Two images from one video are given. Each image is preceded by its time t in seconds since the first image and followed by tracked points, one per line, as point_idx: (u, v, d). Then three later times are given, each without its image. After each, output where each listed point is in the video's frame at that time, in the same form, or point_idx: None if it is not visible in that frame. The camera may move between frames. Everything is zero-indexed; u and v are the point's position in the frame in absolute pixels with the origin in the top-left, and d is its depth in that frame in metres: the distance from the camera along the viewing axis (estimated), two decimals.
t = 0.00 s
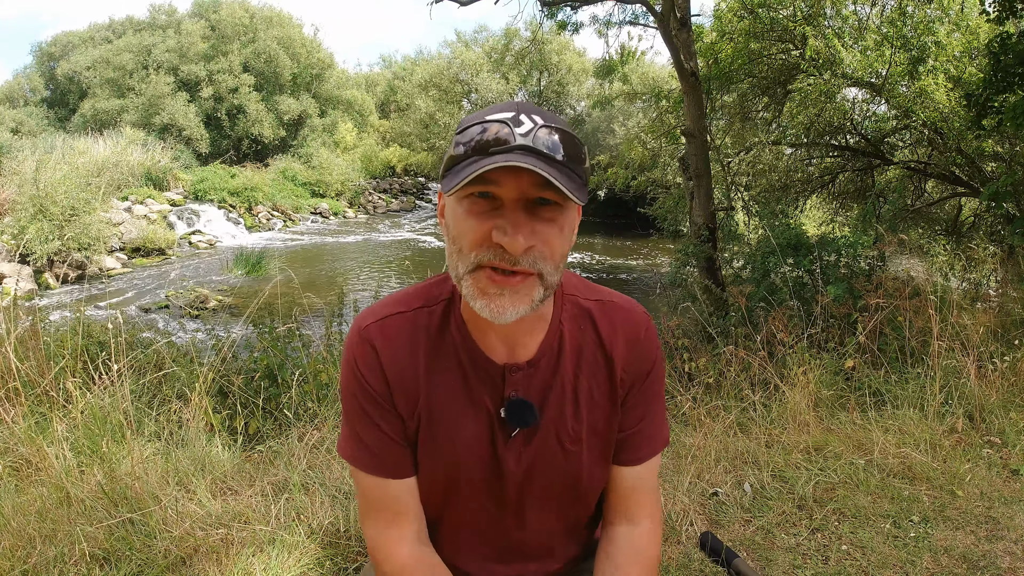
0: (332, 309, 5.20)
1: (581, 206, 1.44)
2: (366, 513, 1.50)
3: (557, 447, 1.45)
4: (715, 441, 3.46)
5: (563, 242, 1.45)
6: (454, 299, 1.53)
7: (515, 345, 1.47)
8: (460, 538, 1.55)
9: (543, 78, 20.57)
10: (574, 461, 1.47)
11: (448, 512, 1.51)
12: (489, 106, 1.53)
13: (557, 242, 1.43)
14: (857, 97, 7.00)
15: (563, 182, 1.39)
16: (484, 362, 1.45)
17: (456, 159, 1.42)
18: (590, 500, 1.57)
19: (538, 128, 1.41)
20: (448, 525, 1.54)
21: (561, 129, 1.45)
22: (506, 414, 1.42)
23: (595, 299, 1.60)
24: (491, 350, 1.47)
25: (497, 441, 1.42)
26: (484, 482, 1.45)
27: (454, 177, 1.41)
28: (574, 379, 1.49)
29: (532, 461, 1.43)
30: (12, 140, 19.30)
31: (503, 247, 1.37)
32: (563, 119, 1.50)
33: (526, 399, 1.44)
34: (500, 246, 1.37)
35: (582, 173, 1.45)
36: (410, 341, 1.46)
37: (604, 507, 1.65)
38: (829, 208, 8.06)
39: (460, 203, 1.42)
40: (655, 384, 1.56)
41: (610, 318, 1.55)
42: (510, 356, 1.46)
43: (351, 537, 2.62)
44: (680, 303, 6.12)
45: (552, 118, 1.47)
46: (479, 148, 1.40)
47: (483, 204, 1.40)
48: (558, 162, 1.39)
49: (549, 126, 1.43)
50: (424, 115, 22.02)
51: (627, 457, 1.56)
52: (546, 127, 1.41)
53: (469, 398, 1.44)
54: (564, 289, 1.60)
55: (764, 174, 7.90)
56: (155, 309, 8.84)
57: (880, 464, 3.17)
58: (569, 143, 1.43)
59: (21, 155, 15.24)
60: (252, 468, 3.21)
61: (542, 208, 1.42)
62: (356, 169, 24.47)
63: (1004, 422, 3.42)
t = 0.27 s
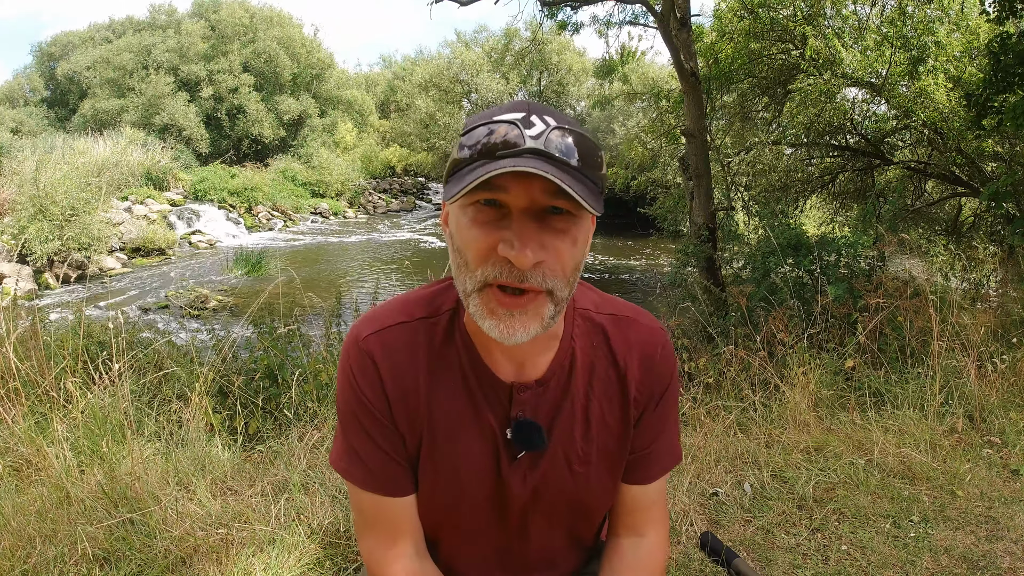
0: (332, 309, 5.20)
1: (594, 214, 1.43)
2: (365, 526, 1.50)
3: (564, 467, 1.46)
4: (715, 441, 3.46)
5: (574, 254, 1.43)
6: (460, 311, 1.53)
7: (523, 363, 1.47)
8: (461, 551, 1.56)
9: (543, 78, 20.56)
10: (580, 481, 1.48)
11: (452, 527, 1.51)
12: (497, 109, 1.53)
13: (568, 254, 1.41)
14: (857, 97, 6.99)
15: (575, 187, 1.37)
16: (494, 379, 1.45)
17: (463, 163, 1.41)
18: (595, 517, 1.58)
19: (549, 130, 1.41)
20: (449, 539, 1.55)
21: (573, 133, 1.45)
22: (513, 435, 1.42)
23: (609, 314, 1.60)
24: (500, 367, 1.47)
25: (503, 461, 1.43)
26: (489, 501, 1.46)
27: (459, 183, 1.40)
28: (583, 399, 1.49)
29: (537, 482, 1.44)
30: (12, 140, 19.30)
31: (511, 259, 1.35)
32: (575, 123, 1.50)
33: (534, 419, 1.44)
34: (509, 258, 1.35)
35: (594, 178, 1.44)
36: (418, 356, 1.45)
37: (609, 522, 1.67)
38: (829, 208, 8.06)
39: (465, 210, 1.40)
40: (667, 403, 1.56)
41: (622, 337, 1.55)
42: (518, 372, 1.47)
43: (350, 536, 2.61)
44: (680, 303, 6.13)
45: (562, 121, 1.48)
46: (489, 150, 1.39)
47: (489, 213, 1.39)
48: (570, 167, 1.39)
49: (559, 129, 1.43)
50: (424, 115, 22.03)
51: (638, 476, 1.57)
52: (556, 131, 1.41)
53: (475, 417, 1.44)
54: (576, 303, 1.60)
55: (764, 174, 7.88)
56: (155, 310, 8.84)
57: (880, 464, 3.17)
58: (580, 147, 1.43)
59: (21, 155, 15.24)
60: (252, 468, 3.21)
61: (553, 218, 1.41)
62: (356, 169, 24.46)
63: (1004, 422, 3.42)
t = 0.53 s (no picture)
0: (332, 309, 5.20)
1: (602, 223, 1.43)
2: (365, 529, 1.50)
3: (566, 474, 1.46)
4: (715, 440, 3.46)
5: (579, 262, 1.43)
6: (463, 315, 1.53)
7: (526, 370, 1.47)
8: (461, 555, 1.56)
9: (543, 78, 20.56)
10: (583, 488, 1.48)
11: (452, 530, 1.51)
12: (502, 110, 1.54)
13: (574, 262, 1.41)
14: (857, 97, 6.97)
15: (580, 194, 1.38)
16: (498, 384, 1.45)
17: (467, 168, 1.41)
18: (597, 522, 1.58)
19: (555, 135, 1.42)
20: (449, 542, 1.55)
21: (580, 137, 1.46)
22: (515, 442, 1.42)
23: (614, 320, 1.60)
24: (504, 372, 1.47)
25: (505, 468, 1.42)
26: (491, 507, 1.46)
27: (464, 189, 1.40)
28: (586, 406, 1.49)
29: (540, 489, 1.44)
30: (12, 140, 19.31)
31: (515, 267, 1.34)
32: (581, 128, 1.51)
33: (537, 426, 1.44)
34: (513, 265, 1.34)
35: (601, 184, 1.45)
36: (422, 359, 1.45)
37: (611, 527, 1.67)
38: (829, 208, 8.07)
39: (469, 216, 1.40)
40: (672, 411, 1.56)
41: (628, 344, 1.55)
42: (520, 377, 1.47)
43: (350, 536, 2.61)
44: (680, 303, 6.13)
45: (568, 124, 1.48)
46: (494, 155, 1.39)
47: (493, 219, 1.39)
48: (576, 173, 1.39)
49: (565, 134, 1.43)
50: (424, 115, 22.03)
51: (641, 483, 1.57)
52: (561, 137, 1.42)
53: (478, 423, 1.44)
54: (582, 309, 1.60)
55: (764, 174, 7.85)
56: (155, 310, 8.84)
57: (880, 464, 3.17)
58: (587, 153, 1.43)
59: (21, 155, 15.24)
60: (252, 468, 3.21)
61: (559, 225, 1.41)
62: (356, 169, 24.46)
63: (1004, 422, 3.42)
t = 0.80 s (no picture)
0: (332, 309, 5.20)
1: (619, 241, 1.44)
2: (365, 528, 1.50)
3: (565, 472, 1.46)
4: (714, 440, 3.46)
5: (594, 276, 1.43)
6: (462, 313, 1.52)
7: (525, 370, 1.46)
8: (460, 553, 1.56)
9: (543, 78, 20.54)
10: (581, 486, 1.48)
11: (453, 529, 1.51)
12: (509, 110, 1.44)
13: (589, 275, 1.41)
14: (857, 97, 6.95)
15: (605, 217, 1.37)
16: (497, 383, 1.45)
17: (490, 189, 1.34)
18: (596, 521, 1.58)
19: (576, 153, 1.38)
20: (448, 541, 1.54)
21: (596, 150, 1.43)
22: (514, 439, 1.42)
23: (611, 318, 1.60)
24: (503, 371, 1.47)
25: (504, 465, 1.42)
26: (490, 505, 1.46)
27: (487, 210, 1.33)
28: (585, 404, 1.49)
29: (538, 487, 1.44)
30: (12, 140, 19.31)
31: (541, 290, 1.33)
32: (589, 135, 1.47)
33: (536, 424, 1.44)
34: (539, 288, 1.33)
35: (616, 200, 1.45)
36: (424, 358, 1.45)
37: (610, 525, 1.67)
38: (829, 208, 8.08)
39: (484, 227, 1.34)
40: (669, 409, 1.56)
41: (625, 342, 1.55)
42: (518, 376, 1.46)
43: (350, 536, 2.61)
44: (680, 303, 6.13)
45: (581, 133, 1.44)
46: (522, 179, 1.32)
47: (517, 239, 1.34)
48: (599, 194, 1.38)
49: (584, 150, 1.40)
50: (424, 115, 22.02)
51: (638, 481, 1.58)
52: (582, 149, 1.39)
53: (477, 421, 1.44)
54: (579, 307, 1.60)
55: (764, 174, 7.81)
56: (155, 310, 8.84)
57: (880, 464, 3.17)
58: (604, 169, 1.41)
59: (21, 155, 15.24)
60: (252, 468, 3.21)
61: (579, 242, 1.39)
62: (356, 169, 24.45)
63: (1004, 422, 3.42)
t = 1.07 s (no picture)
0: (332, 308, 5.20)
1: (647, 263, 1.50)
2: (364, 522, 1.50)
3: (555, 458, 1.45)
4: (714, 440, 3.46)
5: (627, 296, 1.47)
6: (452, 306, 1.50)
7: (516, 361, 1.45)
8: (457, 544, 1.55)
9: (543, 78, 20.51)
10: (571, 472, 1.47)
11: (450, 523, 1.51)
12: (554, 129, 1.26)
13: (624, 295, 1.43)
14: (857, 97, 6.95)
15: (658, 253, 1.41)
16: (489, 375, 1.44)
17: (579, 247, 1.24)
18: (589, 509, 1.56)
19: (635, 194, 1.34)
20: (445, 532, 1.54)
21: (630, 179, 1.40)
22: (503, 424, 1.42)
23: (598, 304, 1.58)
24: (487, 361, 1.45)
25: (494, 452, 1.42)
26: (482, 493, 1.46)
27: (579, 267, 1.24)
28: (574, 392, 1.48)
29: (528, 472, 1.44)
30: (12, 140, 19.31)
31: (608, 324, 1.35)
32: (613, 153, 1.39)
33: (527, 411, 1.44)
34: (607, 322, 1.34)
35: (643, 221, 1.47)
36: (412, 356, 1.44)
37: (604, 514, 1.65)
38: (829, 208, 8.07)
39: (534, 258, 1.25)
40: (656, 392, 1.54)
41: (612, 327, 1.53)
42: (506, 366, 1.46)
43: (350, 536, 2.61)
44: (679, 303, 6.12)
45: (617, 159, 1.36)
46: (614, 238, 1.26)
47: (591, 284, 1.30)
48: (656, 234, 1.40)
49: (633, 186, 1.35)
50: (424, 115, 22.01)
51: (628, 468, 1.55)
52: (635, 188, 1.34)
53: (468, 411, 1.43)
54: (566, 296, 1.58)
55: (764, 174, 7.80)
56: (155, 310, 8.85)
57: (880, 464, 3.17)
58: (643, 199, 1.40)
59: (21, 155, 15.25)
60: (252, 468, 3.21)
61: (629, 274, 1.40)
62: (355, 169, 24.44)
63: (1004, 423, 3.42)
